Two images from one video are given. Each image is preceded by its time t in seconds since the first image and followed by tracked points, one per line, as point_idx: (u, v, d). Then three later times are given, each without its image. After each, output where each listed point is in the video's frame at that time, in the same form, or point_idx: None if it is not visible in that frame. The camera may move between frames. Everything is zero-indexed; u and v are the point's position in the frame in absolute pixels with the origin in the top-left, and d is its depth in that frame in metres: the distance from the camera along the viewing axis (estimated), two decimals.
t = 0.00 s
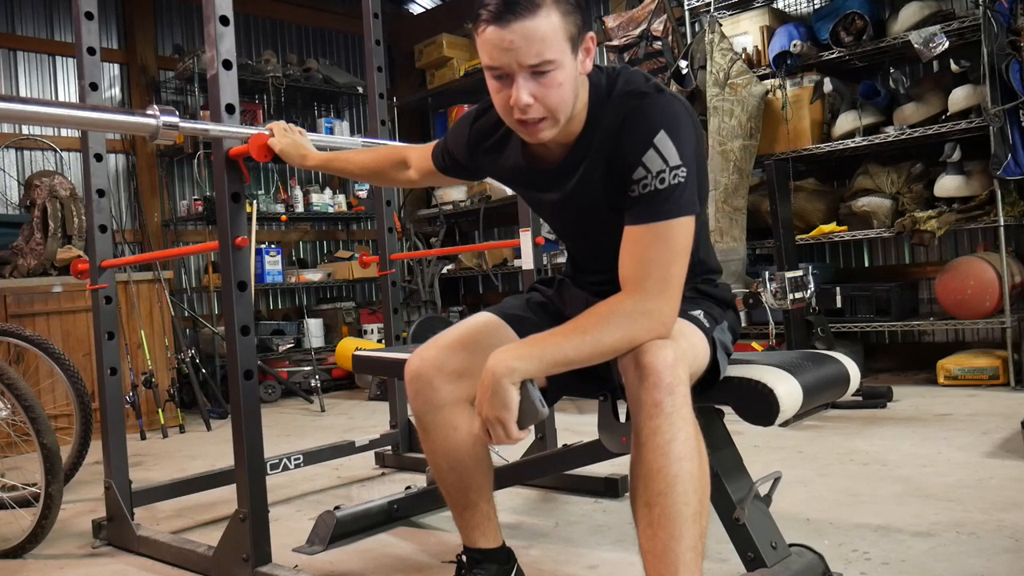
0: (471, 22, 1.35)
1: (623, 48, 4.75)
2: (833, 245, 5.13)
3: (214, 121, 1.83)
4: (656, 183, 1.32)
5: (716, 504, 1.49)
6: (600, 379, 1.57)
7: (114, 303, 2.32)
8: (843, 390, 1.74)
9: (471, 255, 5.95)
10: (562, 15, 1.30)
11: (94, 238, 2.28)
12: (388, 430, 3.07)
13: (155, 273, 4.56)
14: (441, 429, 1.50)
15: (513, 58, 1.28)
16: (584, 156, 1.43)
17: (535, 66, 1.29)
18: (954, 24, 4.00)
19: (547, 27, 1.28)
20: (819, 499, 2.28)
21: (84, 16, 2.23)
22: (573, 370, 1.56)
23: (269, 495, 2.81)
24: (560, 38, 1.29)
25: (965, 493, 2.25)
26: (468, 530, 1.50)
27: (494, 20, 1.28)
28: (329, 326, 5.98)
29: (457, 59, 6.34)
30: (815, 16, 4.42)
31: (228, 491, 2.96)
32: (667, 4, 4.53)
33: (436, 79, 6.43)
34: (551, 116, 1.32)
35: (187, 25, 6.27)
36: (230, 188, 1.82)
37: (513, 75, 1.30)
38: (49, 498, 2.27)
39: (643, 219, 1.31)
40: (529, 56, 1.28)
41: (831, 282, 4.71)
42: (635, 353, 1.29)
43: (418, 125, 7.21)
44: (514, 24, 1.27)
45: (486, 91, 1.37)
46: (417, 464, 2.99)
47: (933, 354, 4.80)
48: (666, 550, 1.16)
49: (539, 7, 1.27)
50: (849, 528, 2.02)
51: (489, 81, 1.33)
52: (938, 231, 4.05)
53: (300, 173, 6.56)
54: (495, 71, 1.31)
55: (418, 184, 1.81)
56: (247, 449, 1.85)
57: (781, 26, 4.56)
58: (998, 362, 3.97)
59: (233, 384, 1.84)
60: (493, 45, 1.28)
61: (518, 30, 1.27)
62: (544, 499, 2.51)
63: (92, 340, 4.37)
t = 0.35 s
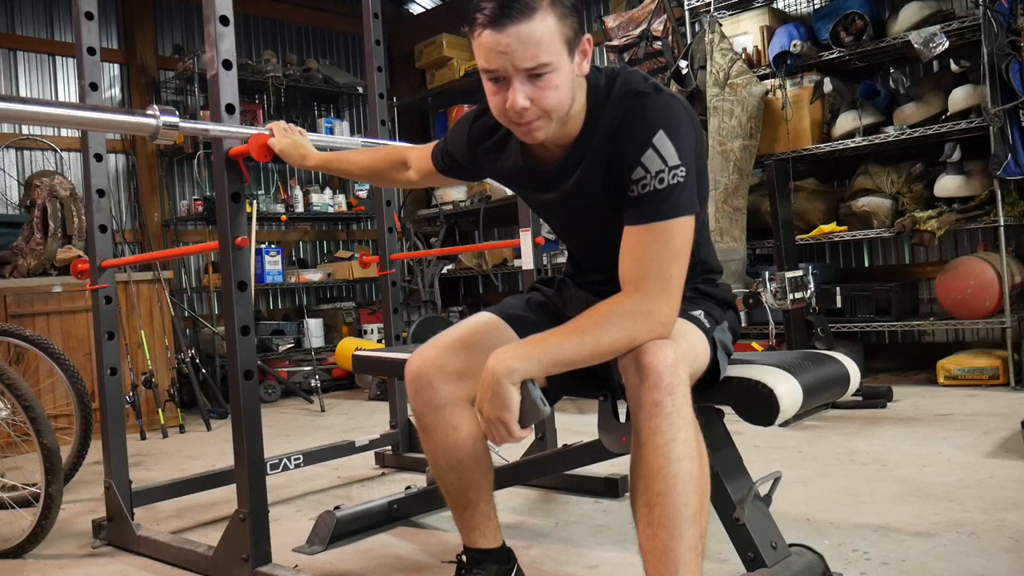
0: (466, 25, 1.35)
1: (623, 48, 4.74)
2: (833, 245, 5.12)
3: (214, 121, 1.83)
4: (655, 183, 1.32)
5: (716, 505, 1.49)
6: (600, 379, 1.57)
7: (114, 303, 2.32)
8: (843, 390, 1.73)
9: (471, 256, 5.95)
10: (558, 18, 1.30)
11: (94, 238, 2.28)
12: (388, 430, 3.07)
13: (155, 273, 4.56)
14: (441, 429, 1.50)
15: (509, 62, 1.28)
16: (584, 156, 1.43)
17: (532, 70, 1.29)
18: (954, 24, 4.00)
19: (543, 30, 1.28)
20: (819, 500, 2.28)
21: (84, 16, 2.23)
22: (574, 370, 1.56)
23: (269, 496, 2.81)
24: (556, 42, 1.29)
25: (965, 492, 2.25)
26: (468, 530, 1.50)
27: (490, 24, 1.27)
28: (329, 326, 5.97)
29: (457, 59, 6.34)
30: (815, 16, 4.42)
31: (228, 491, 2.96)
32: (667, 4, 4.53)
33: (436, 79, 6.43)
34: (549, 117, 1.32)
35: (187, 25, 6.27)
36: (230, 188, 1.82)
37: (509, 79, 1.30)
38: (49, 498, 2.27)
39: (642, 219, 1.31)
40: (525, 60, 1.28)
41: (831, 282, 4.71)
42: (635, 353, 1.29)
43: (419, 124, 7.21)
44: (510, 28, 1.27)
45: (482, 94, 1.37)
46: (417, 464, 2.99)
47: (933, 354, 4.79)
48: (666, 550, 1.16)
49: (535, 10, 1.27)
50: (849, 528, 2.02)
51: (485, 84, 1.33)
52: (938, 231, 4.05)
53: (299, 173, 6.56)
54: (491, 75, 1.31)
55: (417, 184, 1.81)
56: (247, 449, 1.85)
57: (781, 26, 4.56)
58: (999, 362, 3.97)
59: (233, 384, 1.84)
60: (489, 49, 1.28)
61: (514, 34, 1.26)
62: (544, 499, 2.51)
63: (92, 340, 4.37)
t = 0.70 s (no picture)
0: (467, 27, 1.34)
1: (623, 47, 4.74)
2: (833, 245, 5.12)
3: (213, 121, 1.83)
4: (655, 184, 1.32)
5: (716, 504, 1.49)
6: (600, 379, 1.57)
7: (114, 303, 2.32)
8: (843, 390, 1.73)
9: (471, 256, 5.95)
10: (560, 19, 1.30)
11: (94, 238, 2.28)
12: (388, 430, 3.07)
13: (155, 273, 4.56)
14: (442, 429, 1.50)
15: (511, 64, 1.28)
16: (584, 156, 1.43)
17: (534, 72, 1.29)
18: (954, 24, 4.00)
19: (545, 31, 1.28)
20: (819, 500, 2.28)
21: (84, 16, 2.23)
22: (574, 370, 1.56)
23: (269, 496, 2.81)
24: (558, 43, 1.29)
25: (965, 492, 2.25)
26: (468, 530, 1.50)
27: (492, 26, 1.27)
28: (329, 326, 5.97)
29: (457, 59, 6.34)
30: (815, 16, 4.42)
31: (228, 491, 2.96)
32: (667, 4, 4.53)
33: (436, 79, 6.43)
34: (550, 119, 1.32)
35: (187, 25, 6.27)
36: (230, 188, 1.82)
37: (511, 80, 1.30)
38: (49, 498, 2.27)
39: (642, 219, 1.31)
40: (528, 61, 1.27)
41: (831, 282, 4.71)
42: (634, 353, 1.29)
43: (419, 124, 7.21)
44: (512, 29, 1.27)
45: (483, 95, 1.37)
46: (417, 464, 2.99)
47: (933, 354, 4.80)
48: (665, 550, 1.16)
49: (537, 12, 1.27)
50: (849, 528, 2.02)
51: (487, 85, 1.33)
52: (938, 231, 4.04)
53: (299, 173, 6.56)
54: (492, 76, 1.31)
55: (417, 185, 1.81)
56: (247, 449, 1.85)
57: (781, 26, 4.56)
58: (999, 362, 3.97)
59: (233, 384, 1.84)
60: (491, 51, 1.28)
61: (515, 36, 1.26)
62: (544, 499, 2.51)
63: (92, 340, 4.37)
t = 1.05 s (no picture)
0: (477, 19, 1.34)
1: (623, 48, 4.74)
2: (833, 245, 5.13)
3: (214, 121, 1.83)
4: (654, 184, 1.32)
5: (716, 505, 1.49)
6: (600, 378, 1.57)
7: (114, 303, 2.32)
8: (843, 390, 1.73)
9: (471, 255, 5.95)
10: (574, 16, 1.30)
11: (94, 238, 2.28)
12: (388, 430, 3.06)
13: (155, 272, 4.56)
14: (442, 429, 1.50)
15: (524, 54, 1.28)
16: (583, 157, 1.44)
17: (545, 64, 1.29)
18: (954, 24, 3.99)
19: (558, 25, 1.28)
20: (819, 500, 2.28)
21: (84, 15, 2.23)
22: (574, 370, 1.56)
23: (268, 496, 2.81)
24: (570, 38, 1.29)
25: (965, 493, 2.24)
26: (468, 530, 1.50)
27: (505, 17, 1.27)
28: (329, 326, 5.98)
29: (457, 59, 6.34)
30: (815, 16, 4.42)
31: (229, 491, 2.96)
32: (667, 4, 4.53)
33: (436, 79, 6.43)
34: (555, 115, 1.32)
35: (187, 25, 6.27)
36: (230, 188, 1.82)
37: (521, 72, 1.29)
38: (49, 498, 2.27)
39: (641, 219, 1.31)
40: (540, 53, 1.28)
41: (831, 282, 4.71)
42: (632, 353, 1.29)
43: (419, 124, 7.21)
44: (526, 21, 1.27)
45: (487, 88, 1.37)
46: (417, 464, 2.99)
47: (933, 354, 4.80)
48: (664, 550, 1.16)
49: (553, 6, 1.27)
50: (849, 528, 2.02)
51: (494, 76, 1.33)
52: (938, 231, 4.04)
53: (299, 173, 6.56)
54: (501, 67, 1.30)
55: (418, 185, 1.81)
56: (247, 449, 1.85)
57: (781, 26, 4.56)
58: (998, 362, 3.98)
59: (233, 384, 1.84)
60: (503, 41, 1.27)
61: (530, 27, 1.27)
62: (544, 499, 2.51)
63: (92, 340, 4.37)
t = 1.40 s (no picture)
0: (490, 10, 1.34)
1: (623, 48, 4.74)
2: (833, 245, 5.13)
3: (214, 121, 1.82)
4: (659, 183, 1.32)
5: (716, 505, 1.49)
6: (600, 379, 1.57)
7: (114, 303, 2.32)
8: (843, 390, 1.73)
9: (471, 255, 5.95)
10: (588, 6, 1.31)
11: (94, 238, 2.28)
12: (388, 431, 3.06)
13: (155, 273, 4.56)
14: (442, 429, 1.50)
15: (542, 43, 1.28)
16: (588, 157, 1.44)
17: (561, 53, 1.29)
18: (954, 24, 3.99)
19: (574, 13, 1.28)
20: (819, 499, 2.28)
21: (84, 16, 2.23)
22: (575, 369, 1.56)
23: (268, 496, 2.81)
24: (586, 27, 1.30)
25: (965, 493, 2.24)
26: (468, 530, 1.50)
27: (521, 5, 1.28)
28: (329, 326, 5.98)
29: (457, 59, 6.33)
30: (815, 16, 4.42)
31: (229, 491, 2.96)
32: (667, 4, 4.51)
33: (436, 79, 6.43)
34: (570, 106, 1.32)
35: (187, 25, 6.27)
36: (230, 188, 1.82)
37: (537, 61, 1.29)
38: (49, 498, 2.27)
39: (645, 219, 1.30)
40: (558, 41, 1.28)
41: (831, 282, 4.71)
42: (635, 353, 1.29)
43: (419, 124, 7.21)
44: (544, 8, 1.27)
45: (500, 80, 1.36)
46: (417, 464, 2.99)
47: (933, 354, 4.80)
48: (665, 550, 1.16)
49: None
50: (849, 528, 2.02)
51: (508, 67, 1.32)
52: (938, 231, 4.04)
53: (299, 173, 6.57)
54: (517, 57, 1.30)
55: (419, 182, 1.81)
56: (247, 449, 1.85)
57: (781, 26, 4.57)
58: (998, 362, 3.97)
59: (233, 384, 1.84)
60: (521, 28, 1.27)
61: (548, 14, 1.27)
62: (544, 499, 2.51)
63: (92, 340, 4.37)
